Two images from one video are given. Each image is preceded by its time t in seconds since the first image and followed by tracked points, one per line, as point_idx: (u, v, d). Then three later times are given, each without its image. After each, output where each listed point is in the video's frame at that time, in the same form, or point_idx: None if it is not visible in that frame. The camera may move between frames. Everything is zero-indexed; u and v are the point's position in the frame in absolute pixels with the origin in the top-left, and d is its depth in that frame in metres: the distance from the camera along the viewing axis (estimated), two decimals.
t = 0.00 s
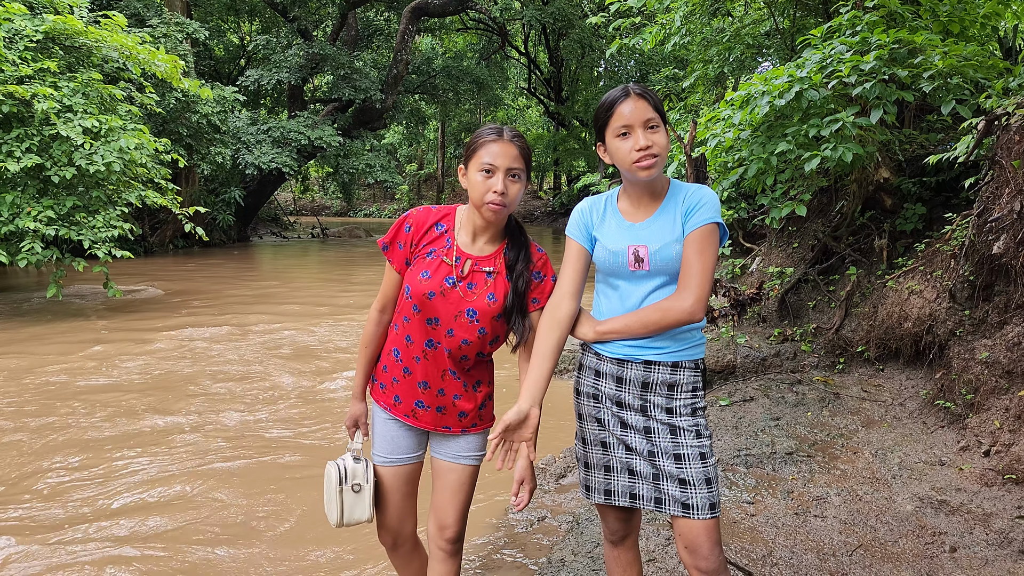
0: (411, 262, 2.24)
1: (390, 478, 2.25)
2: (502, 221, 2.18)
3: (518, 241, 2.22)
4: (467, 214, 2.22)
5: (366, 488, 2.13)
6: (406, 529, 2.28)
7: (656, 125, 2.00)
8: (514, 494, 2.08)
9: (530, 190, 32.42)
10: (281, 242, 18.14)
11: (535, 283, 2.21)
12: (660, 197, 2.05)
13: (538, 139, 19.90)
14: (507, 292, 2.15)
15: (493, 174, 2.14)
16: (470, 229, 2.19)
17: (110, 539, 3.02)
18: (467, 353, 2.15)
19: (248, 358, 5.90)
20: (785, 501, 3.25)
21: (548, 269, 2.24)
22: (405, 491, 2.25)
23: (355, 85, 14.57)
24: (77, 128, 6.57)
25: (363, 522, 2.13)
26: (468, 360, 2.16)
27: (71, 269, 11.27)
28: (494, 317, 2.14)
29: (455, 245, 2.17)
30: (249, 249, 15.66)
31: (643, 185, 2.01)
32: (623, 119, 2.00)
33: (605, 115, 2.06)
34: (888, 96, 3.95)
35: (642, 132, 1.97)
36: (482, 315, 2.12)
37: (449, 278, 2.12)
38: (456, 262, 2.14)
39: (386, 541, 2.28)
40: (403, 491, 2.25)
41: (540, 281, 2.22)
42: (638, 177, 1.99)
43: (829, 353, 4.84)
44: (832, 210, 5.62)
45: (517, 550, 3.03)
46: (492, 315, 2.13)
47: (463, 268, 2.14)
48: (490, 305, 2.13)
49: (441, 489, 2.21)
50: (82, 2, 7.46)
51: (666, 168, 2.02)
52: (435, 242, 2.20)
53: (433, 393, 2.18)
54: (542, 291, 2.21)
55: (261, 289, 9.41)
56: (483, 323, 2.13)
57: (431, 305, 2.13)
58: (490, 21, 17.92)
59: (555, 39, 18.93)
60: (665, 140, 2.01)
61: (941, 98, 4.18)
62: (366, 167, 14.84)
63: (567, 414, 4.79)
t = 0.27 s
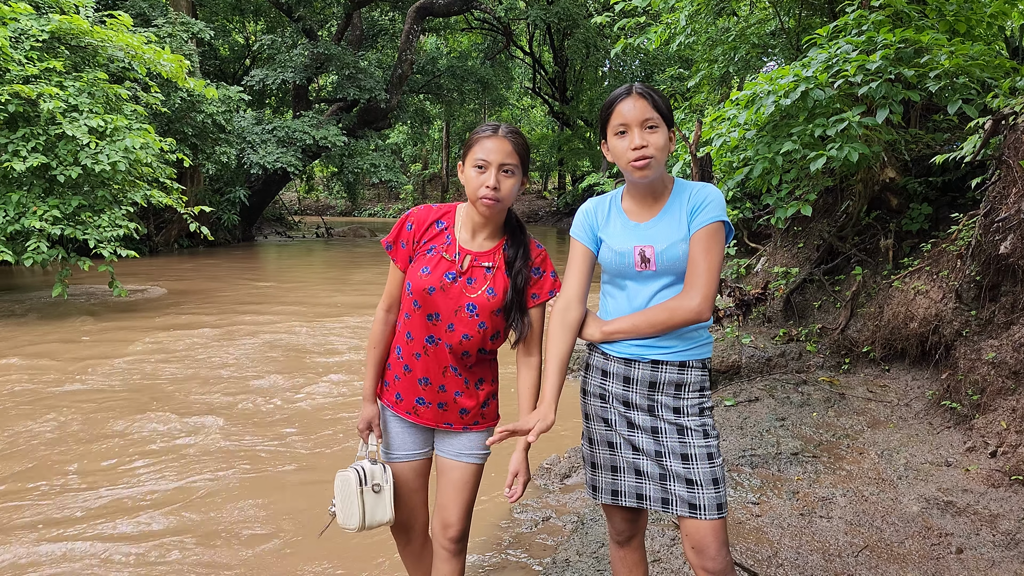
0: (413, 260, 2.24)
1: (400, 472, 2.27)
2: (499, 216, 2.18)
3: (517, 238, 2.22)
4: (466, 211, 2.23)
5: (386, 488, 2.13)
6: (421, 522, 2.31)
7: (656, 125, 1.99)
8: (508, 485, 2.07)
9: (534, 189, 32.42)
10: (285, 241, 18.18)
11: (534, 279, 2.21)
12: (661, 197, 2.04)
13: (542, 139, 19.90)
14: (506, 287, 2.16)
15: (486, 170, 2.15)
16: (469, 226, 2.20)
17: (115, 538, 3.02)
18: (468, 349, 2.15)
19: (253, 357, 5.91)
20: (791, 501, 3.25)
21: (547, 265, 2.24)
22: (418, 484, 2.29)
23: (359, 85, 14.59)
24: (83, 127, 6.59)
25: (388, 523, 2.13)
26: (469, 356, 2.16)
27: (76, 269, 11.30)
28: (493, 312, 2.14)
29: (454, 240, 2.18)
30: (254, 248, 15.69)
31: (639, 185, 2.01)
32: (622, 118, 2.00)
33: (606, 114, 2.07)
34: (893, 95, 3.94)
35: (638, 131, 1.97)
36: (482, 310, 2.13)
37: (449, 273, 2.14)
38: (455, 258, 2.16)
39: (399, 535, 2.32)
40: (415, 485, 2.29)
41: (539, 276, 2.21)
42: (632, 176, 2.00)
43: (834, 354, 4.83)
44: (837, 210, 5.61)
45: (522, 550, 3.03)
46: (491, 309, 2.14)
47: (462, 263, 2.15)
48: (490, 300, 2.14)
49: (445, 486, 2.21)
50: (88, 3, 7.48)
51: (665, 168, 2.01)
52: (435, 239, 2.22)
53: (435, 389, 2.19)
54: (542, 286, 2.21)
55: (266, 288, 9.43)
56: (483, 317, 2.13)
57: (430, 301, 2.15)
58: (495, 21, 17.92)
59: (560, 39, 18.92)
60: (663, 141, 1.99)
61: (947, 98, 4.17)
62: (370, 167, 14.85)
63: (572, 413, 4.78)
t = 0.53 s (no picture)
0: (417, 260, 2.24)
1: (408, 467, 2.28)
2: (496, 212, 2.20)
3: (517, 234, 2.22)
4: (465, 210, 2.24)
5: (400, 486, 2.16)
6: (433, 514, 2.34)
7: (663, 124, 1.99)
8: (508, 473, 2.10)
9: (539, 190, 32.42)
10: (291, 242, 18.20)
11: (535, 274, 2.21)
12: (667, 197, 2.03)
13: (547, 140, 19.89)
14: (510, 281, 2.17)
15: (481, 167, 2.16)
16: (469, 224, 2.20)
17: (120, 537, 3.03)
18: (473, 345, 2.16)
19: (258, 358, 5.91)
20: (796, 504, 3.24)
21: (545, 258, 2.25)
22: (426, 477, 2.30)
23: (365, 86, 14.61)
24: (89, 128, 6.61)
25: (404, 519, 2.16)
26: (474, 352, 2.17)
27: (82, 269, 11.34)
28: (498, 306, 2.15)
29: (456, 239, 2.19)
30: (260, 249, 15.72)
31: (646, 184, 2.00)
32: (629, 116, 2.00)
33: (612, 112, 2.07)
34: (899, 97, 3.92)
35: (645, 129, 1.97)
36: (487, 304, 2.14)
37: (452, 270, 2.15)
38: (458, 255, 2.17)
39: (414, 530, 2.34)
40: (423, 480, 2.30)
41: (539, 270, 2.22)
42: (638, 173, 2.00)
43: (840, 355, 4.82)
44: (843, 211, 5.60)
45: (527, 552, 3.02)
46: (496, 304, 2.15)
47: (465, 259, 2.16)
48: (494, 294, 2.14)
49: (448, 482, 2.20)
50: (94, 4, 7.51)
51: (671, 167, 2.00)
52: (437, 238, 2.22)
53: (440, 387, 2.19)
54: (542, 280, 2.23)
55: (271, 289, 9.44)
56: (488, 312, 2.14)
57: (435, 297, 2.15)
58: (500, 22, 17.93)
59: (565, 40, 18.92)
60: (669, 140, 1.99)
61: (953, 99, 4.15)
62: (375, 168, 14.86)
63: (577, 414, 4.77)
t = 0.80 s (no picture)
0: (418, 263, 2.24)
1: (412, 466, 2.26)
2: (492, 208, 2.21)
3: (514, 230, 2.24)
4: (461, 210, 2.25)
5: (392, 491, 2.20)
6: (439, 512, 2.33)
7: (671, 129, 1.99)
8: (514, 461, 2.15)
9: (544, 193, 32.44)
10: (296, 243, 18.23)
11: (534, 269, 2.25)
12: (669, 201, 2.03)
13: (552, 143, 19.90)
14: (512, 276, 2.18)
15: (475, 165, 2.17)
16: (467, 222, 2.21)
17: (126, 537, 3.03)
18: (479, 342, 2.16)
19: (264, 359, 5.92)
20: (803, 508, 3.22)
21: (544, 254, 2.29)
22: (432, 476, 2.28)
23: (371, 88, 14.64)
24: (96, 129, 6.63)
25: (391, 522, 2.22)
26: (480, 350, 2.17)
27: (88, 270, 11.37)
28: (502, 302, 2.16)
29: (456, 238, 2.19)
30: (265, 250, 15.75)
31: (647, 187, 2.00)
32: (638, 117, 1.99)
33: (622, 112, 2.06)
34: (907, 100, 3.91)
35: (653, 132, 1.97)
36: (491, 300, 2.15)
37: (455, 269, 2.15)
38: (460, 254, 2.17)
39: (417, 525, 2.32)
40: (427, 479, 2.28)
41: (539, 267, 2.26)
42: (641, 175, 1.99)
43: (846, 359, 4.80)
44: (849, 214, 5.59)
45: (532, 554, 3.02)
46: (500, 299, 2.15)
47: (468, 258, 2.16)
48: (498, 291, 2.15)
49: (452, 482, 2.18)
50: (102, 6, 7.54)
51: (673, 172, 2.01)
52: (436, 238, 2.22)
53: (446, 386, 2.18)
54: (541, 276, 2.27)
55: (277, 290, 9.46)
56: (492, 308, 2.15)
57: (439, 297, 2.15)
58: (506, 25, 17.95)
59: (571, 43, 18.94)
60: (675, 146, 1.99)
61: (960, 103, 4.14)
62: (381, 170, 14.88)
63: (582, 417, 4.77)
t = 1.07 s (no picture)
0: (419, 269, 2.27)
1: (422, 467, 2.27)
2: (492, 208, 2.22)
3: (515, 229, 2.25)
4: (460, 213, 2.26)
5: (399, 491, 2.20)
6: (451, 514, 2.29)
7: (675, 136, 1.99)
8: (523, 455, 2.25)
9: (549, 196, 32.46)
10: (301, 246, 18.28)
11: (538, 267, 2.24)
12: (673, 207, 2.03)
13: (557, 146, 19.91)
14: (513, 275, 2.18)
15: (472, 167, 2.18)
16: (467, 225, 2.22)
17: (131, 539, 3.03)
18: (483, 342, 2.16)
19: (269, 361, 5.93)
20: (808, 512, 3.22)
21: (546, 252, 2.28)
22: (442, 477, 2.28)
23: (376, 91, 14.68)
24: (104, 132, 6.66)
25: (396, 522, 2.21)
26: (484, 350, 2.16)
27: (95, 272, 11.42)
28: (505, 301, 2.15)
29: (455, 242, 2.20)
30: (271, 253, 15.79)
31: (649, 192, 2.01)
32: (643, 123, 1.99)
33: (626, 117, 2.06)
34: (913, 104, 3.90)
35: (656, 138, 1.97)
36: (493, 300, 2.14)
37: (454, 271, 2.16)
38: (461, 257, 2.18)
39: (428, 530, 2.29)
40: (438, 479, 2.27)
41: (542, 263, 2.26)
42: (643, 181, 2.00)
43: (851, 363, 4.80)
44: (855, 218, 5.59)
45: (537, 557, 3.02)
46: (502, 299, 2.15)
47: (468, 260, 2.17)
48: (500, 290, 2.15)
49: (459, 481, 2.13)
50: (110, 9, 7.58)
51: (677, 177, 2.01)
52: (437, 244, 2.24)
53: (453, 388, 2.19)
54: (545, 273, 2.26)
55: (283, 292, 9.48)
56: (494, 308, 2.15)
57: (440, 300, 2.16)
58: (511, 28, 18.00)
59: (576, 46, 18.98)
60: (680, 153, 1.99)
61: (966, 107, 4.13)
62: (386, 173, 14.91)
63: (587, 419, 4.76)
